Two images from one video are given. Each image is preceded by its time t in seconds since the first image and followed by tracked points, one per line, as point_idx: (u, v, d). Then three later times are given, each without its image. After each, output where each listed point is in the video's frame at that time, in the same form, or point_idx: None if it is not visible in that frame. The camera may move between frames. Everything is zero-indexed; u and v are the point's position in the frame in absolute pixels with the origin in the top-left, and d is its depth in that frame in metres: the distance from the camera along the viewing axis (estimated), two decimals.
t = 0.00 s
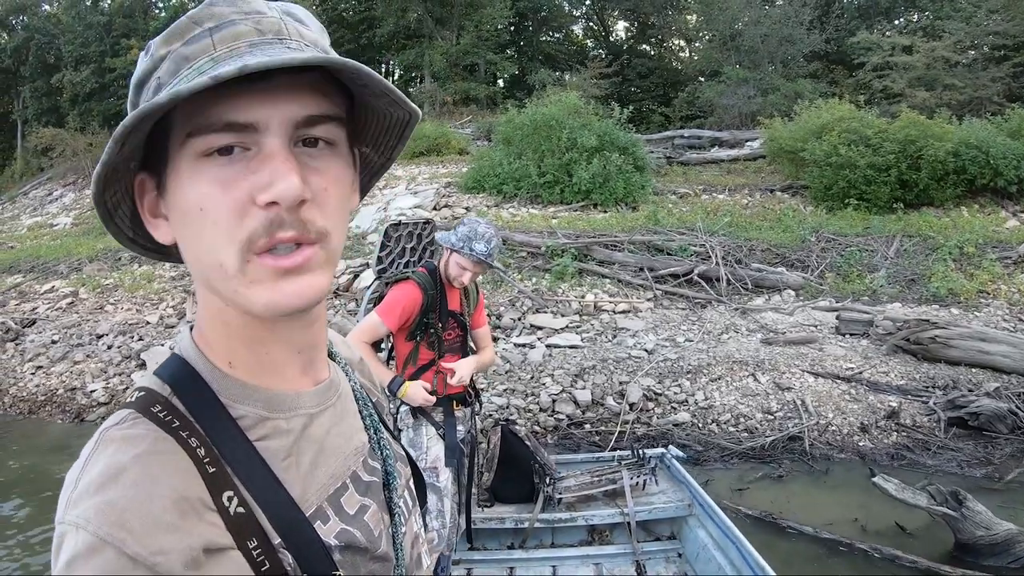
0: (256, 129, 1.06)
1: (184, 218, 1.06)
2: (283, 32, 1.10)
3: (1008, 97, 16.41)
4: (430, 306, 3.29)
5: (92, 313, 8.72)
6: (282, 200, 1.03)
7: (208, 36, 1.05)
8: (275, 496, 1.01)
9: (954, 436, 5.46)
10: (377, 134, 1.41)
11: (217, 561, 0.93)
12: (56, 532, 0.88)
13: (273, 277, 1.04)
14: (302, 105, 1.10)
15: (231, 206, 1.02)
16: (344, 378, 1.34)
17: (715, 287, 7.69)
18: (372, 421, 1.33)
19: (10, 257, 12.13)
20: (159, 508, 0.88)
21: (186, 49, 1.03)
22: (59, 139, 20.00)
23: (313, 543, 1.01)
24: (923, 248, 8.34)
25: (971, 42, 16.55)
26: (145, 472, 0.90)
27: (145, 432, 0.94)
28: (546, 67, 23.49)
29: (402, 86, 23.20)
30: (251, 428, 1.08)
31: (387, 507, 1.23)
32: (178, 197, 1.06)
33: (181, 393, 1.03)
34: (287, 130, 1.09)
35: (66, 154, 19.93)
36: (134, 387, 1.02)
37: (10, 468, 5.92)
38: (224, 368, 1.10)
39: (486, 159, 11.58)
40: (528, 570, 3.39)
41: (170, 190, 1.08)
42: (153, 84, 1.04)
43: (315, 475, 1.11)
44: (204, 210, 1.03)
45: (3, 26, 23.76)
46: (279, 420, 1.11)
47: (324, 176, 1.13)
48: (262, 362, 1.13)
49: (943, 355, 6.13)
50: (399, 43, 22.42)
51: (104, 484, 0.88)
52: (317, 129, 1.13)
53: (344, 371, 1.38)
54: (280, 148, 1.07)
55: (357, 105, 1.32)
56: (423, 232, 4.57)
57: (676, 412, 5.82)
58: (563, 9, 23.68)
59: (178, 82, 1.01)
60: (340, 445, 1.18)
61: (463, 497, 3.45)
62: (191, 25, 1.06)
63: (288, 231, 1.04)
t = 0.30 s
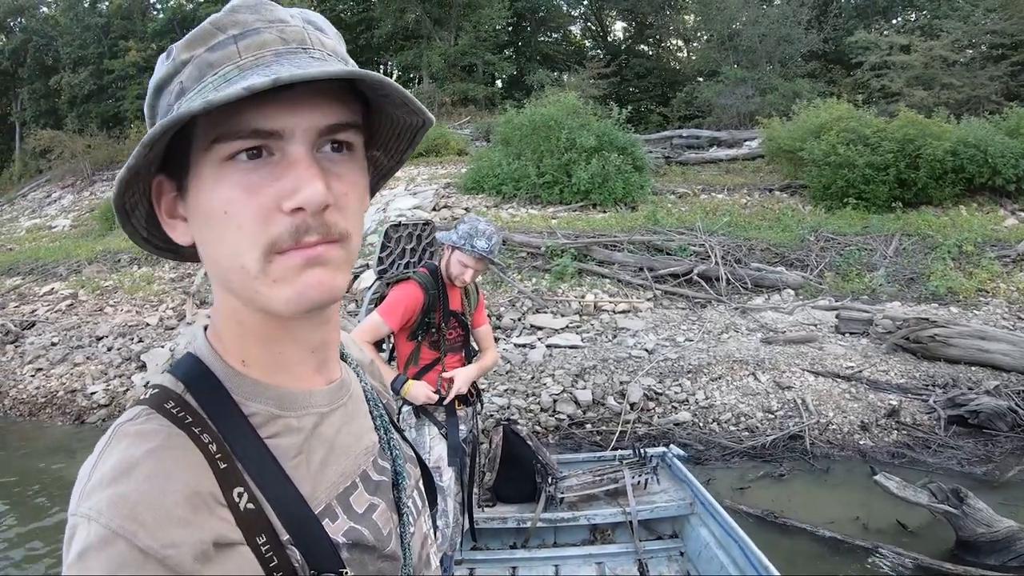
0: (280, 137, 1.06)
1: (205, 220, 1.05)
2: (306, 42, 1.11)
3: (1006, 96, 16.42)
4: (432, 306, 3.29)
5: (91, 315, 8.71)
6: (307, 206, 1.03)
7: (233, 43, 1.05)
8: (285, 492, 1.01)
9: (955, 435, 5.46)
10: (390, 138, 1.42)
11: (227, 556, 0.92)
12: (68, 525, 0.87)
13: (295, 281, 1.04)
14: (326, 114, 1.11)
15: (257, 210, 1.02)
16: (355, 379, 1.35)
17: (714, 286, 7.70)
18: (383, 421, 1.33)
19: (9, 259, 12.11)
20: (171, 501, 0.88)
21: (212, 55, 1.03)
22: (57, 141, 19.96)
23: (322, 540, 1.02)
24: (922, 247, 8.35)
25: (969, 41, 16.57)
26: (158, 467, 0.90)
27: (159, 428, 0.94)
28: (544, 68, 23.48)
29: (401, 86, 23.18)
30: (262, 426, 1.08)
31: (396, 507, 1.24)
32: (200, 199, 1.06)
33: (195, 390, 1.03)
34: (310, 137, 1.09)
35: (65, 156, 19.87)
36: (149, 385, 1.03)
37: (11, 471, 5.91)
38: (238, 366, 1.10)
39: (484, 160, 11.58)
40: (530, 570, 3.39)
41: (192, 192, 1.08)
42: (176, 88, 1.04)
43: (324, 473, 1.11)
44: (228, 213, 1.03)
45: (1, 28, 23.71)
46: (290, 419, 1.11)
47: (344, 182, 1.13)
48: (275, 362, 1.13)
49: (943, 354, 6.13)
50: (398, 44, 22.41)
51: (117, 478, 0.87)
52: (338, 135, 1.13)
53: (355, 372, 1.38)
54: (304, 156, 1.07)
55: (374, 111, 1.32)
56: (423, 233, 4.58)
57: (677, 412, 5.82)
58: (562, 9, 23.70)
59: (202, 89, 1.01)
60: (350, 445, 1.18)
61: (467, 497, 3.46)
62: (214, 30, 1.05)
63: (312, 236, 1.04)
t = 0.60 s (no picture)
0: (320, 138, 1.06)
1: (238, 220, 1.04)
2: (338, 48, 1.12)
3: (1002, 96, 16.46)
4: (429, 307, 3.29)
5: (88, 316, 8.69)
6: (349, 206, 1.06)
7: (273, 45, 1.04)
8: (291, 491, 1.01)
9: (952, 434, 5.47)
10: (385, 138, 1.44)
11: (232, 554, 0.92)
12: (74, 523, 0.87)
13: (333, 278, 1.07)
14: (357, 116, 1.12)
15: (301, 211, 1.04)
16: (360, 379, 1.34)
17: (711, 287, 7.71)
18: (387, 421, 1.33)
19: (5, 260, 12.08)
20: (178, 500, 0.88)
21: (252, 57, 1.02)
22: (53, 142, 19.91)
23: (327, 539, 1.02)
24: (918, 247, 8.38)
25: (964, 42, 16.61)
26: (165, 465, 0.90)
27: (166, 426, 0.94)
28: (541, 69, 23.49)
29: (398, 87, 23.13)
30: (269, 425, 1.08)
31: (400, 506, 1.23)
32: (232, 197, 1.05)
33: (202, 389, 1.03)
34: (346, 139, 1.10)
35: (60, 157, 19.82)
36: (156, 382, 1.03)
37: (8, 473, 5.89)
38: (248, 365, 1.10)
39: (481, 160, 11.58)
40: (528, 569, 3.39)
41: (219, 190, 1.06)
42: (209, 86, 1.02)
43: (329, 473, 1.11)
44: (269, 213, 1.03)
45: None
46: (296, 418, 1.11)
47: (370, 182, 1.16)
48: (287, 360, 1.13)
49: (940, 353, 6.15)
50: (394, 45, 22.38)
51: (125, 475, 0.87)
52: (365, 137, 1.15)
53: (360, 373, 1.38)
54: (342, 158, 1.09)
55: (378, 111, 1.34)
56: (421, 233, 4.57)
57: (675, 412, 5.82)
58: (558, 10, 23.73)
59: (241, 91, 1.01)
60: (355, 444, 1.18)
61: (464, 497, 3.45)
62: (248, 32, 1.03)
63: (349, 234, 1.07)
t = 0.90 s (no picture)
0: (304, 136, 1.06)
1: (222, 221, 1.04)
2: (322, 44, 1.11)
3: (1001, 97, 16.46)
4: (427, 309, 3.28)
5: (86, 317, 8.68)
6: (334, 204, 1.06)
7: (254, 43, 1.03)
8: (278, 499, 1.01)
9: (951, 435, 5.47)
10: (379, 140, 1.43)
11: (220, 561, 0.92)
12: (61, 529, 0.88)
13: (319, 278, 1.06)
14: (345, 114, 1.12)
15: (285, 211, 1.03)
16: (352, 385, 1.33)
17: (710, 288, 7.71)
18: (378, 426, 1.32)
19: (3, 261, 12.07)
20: (164, 507, 0.88)
21: (232, 54, 1.01)
22: (52, 142, 19.89)
23: (315, 548, 1.01)
24: (918, 248, 8.38)
25: (964, 43, 16.62)
26: (152, 471, 0.90)
27: (153, 432, 0.93)
28: (540, 69, 23.48)
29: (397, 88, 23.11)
30: (257, 431, 1.07)
31: (392, 514, 1.22)
32: (216, 198, 1.04)
33: (189, 395, 1.03)
34: (333, 136, 1.10)
35: (60, 157, 19.80)
36: (145, 388, 1.03)
37: (7, 474, 5.88)
38: (235, 371, 1.10)
39: (480, 161, 11.57)
40: (524, 571, 3.39)
41: (203, 192, 1.06)
42: (190, 86, 1.02)
43: (318, 480, 1.10)
44: (252, 214, 1.03)
45: None
46: (285, 424, 1.10)
47: (358, 180, 1.15)
48: (276, 365, 1.13)
49: (939, 355, 6.15)
50: (393, 45, 22.36)
51: (110, 482, 0.87)
52: (353, 135, 1.15)
53: (352, 378, 1.37)
54: (328, 156, 1.08)
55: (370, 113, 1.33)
56: (421, 234, 4.57)
57: (673, 413, 5.82)
58: (557, 11, 23.74)
59: (223, 90, 1.00)
60: (344, 451, 1.17)
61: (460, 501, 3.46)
62: (229, 30, 1.03)
63: (336, 234, 1.07)
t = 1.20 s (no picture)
0: (312, 137, 1.05)
1: (228, 221, 1.04)
2: (330, 45, 1.11)
3: (1001, 100, 16.47)
4: (429, 309, 3.28)
5: (85, 314, 8.67)
6: (340, 207, 1.05)
7: (261, 42, 1.03)
8: (281, 502, 1.01)
9: (950, 438, 5.47)
10: (387, 141, 1.43)
11: (222, 565, 0.92)
12: (64, 532, 0.88)
13: (325, 281, 1.06)
14: (354, 116, 1.11)
15: (289, 212, 1.03)
16: (353, 388, 1.33)
17: (710, 289, 7.71)
18: (380, 429, 1.31)
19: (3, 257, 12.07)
20: (166, 511, 0.88)
21: (239, 54, 1.01)
22: (52, 139, 19.88)
23: (318, 551, 1.01)
24: (917, 251, 8.38)
25: (964, 45, 16.62)
26: (154, 474, 0.89)
27: (156, 434, 0.93)
28: (541, 69, 23.47)
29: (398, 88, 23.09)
30: (260, 434, 1.07)
31: (393, 517, 1.22)
32: (220, 200, 1.04)
33: (193, 396, 1.02)
34: (341, 138, 1.09)
35: (59, 154, 19.78)
36: (147, 390, 1.02)
37: (5, 471, 5.88)
38: (239, 372, 1.10)
39: (480, 161, 11.57)
40: (522, 571, 3.39)
41: (208, 192, 1.06)
42: (194, 86, 1.01)
43: (320, 483, 1.10)
44: (257, 215, 1.03)
45: None
46: (287, 428, 1.10)
47: (365, 182, 1.15)
48: (279, 368, 1.12)
49: (938, 357, 6.15)
50: (394, 44, 22.34)
51: (112, 485, 0.87)
52: (361, 136, 1.14)
53: (354, 380, 1.37)
54: (335, 157, 1.08)
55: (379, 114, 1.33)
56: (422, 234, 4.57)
57: (673, 414, 5.82)
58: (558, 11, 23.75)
59: (229, 89, 1.00)
60: (346, 453, 1.17)
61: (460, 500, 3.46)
62: (237, 29, 1.03)
63: (342, 237, 1.07)
